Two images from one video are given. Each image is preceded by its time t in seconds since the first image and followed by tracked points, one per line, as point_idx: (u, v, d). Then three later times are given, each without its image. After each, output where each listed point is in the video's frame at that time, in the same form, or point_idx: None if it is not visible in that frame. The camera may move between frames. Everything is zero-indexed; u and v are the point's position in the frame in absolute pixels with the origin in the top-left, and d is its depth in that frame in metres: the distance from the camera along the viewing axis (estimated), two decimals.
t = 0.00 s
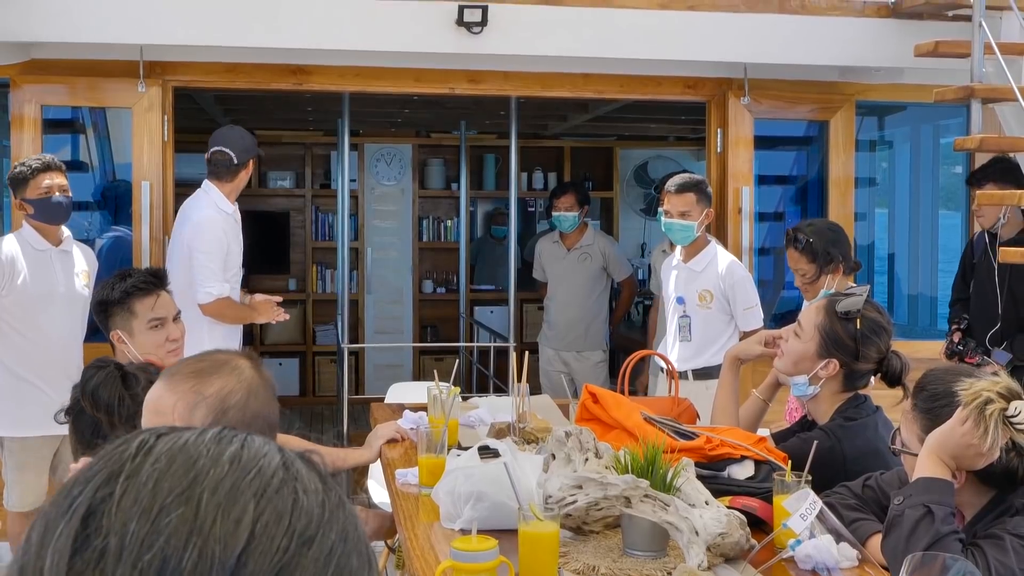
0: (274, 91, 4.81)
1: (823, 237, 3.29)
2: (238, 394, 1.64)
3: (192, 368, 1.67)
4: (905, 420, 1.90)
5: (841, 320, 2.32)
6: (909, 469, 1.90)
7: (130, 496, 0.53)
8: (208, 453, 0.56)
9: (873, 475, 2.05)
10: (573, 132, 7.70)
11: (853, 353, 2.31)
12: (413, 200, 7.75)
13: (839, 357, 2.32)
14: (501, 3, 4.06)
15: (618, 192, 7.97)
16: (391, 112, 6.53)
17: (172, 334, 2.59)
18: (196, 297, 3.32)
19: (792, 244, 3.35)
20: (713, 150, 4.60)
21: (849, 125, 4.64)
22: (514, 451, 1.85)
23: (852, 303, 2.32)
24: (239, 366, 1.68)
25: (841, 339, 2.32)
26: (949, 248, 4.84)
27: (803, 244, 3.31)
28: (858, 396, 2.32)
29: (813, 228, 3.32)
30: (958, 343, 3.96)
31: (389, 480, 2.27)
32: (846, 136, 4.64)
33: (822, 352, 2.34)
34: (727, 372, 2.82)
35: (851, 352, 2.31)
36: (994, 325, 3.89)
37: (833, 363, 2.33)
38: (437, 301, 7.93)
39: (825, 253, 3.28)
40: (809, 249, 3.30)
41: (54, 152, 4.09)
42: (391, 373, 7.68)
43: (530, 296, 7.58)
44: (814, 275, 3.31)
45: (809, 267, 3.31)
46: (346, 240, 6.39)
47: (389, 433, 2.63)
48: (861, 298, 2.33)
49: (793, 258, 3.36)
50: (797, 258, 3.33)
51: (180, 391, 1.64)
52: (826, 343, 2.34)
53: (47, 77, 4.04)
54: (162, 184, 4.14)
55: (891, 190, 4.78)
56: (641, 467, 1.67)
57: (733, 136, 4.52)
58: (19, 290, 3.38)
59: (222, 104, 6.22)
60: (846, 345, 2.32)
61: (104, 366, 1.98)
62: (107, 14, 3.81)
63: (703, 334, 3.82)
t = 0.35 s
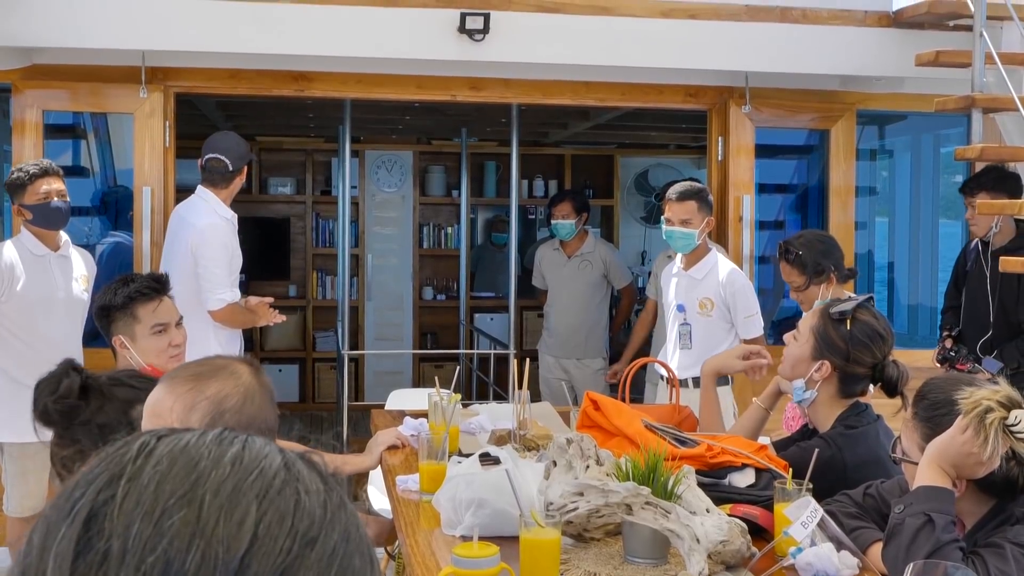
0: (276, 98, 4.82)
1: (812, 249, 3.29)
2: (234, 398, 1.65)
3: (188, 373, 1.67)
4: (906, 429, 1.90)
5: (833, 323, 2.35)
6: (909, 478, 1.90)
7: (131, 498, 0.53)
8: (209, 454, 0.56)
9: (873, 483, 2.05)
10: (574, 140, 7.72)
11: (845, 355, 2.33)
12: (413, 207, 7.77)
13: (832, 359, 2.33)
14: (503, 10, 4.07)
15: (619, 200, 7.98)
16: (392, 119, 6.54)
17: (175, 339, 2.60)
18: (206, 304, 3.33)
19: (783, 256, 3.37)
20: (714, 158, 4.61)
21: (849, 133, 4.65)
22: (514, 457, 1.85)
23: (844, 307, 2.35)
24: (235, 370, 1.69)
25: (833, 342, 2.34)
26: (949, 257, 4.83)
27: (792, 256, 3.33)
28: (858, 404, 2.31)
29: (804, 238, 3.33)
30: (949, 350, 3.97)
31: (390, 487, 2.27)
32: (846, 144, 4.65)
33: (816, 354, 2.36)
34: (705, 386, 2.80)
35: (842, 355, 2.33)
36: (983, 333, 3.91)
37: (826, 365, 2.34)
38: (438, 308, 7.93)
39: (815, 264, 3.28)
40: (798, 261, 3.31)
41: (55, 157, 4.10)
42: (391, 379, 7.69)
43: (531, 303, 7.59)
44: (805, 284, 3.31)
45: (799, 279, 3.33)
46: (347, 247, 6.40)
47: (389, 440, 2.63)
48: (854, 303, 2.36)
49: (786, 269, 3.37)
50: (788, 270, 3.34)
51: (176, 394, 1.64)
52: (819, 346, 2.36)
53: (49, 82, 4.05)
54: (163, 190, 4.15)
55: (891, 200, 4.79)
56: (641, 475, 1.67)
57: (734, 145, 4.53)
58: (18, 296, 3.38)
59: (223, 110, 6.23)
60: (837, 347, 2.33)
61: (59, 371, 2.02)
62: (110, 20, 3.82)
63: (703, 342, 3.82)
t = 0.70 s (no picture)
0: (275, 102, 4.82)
1: (803, 253, 3.30)
2: (228, 409, 1.66)
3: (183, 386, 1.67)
4: (905, 432, 1.90)
5: (827, 319, 2.37)
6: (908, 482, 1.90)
7: (138, 504, 0.53)
8: (215, 459, 0.56)
9: (874, 487, 2.05)
10: (574, 143, 7.73)
11: (838, 350, 2.33)
12: (412, 210, 7.77)
13: (825, 354, 2.35)
14: (502, 14, 4.07)
15: (618, 204, 7.99)
16: (391, 123, 6.55)
17: (176, 342, 2.59)
18: (201, 305, 3.33)
19: (776, 260, 3.38)
20: (713, 161, 4.62)
21: (849, 135, 4.65)
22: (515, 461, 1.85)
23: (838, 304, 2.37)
24: (229, 381, 1.70)
25: (826, 337, 2.36)
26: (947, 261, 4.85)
27: (785, 260, 3.34)
28: (858, 407, 2.30)
29: (795, 242, 3.33)
30: (940, 351, 3.92)
31: (390, 491, 2.27)
32: (845, 147, 4.65)
33: (812, 351, 2.38)
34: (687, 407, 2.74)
35: (835, 350, 2.34)
36: (977, 334, 3.92)
37: (819, 360, 2.36)
38: (437, 311, 7.93)
39: (806, 268, 3.28)
40: (789, 264, 3.32)
41: (54, 160, 4.10)
42: (390, 382, 7.68)
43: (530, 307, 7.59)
44: (797, 288, 3.32)
45: (792, 282, 3.33)
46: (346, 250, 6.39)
47: (389, 443, 2.63)
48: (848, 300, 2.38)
49: (779, 272, 3.39)
50: (781, 274, 3.36)
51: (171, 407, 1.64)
52: (813, 342, 2.38)
53: (48, 85, 4.05)
54: (162, 194, 4.15)
55: (890, 203, 4.80)
56: (641, 478, 1.67)
57: (734, 148, 4.54)
58: (17, 300, 3.38)
59: (222, 114, 6.24)
60: (830, 343, 2.35)
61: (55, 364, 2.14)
62: (109, 23, 3.82)
63: (702, 345, 3.82)
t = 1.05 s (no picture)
0: (274, 105, 4.82)
1: (800, 254, 3.30)
2: (229, 407, 1.66)
3: (189, 382, 1.69)
4: (903, 436, 1.90)
5: (826, 319, 2.38)
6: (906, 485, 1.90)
7: (128, 509, 0.52)
8: (200, 459, 0.55)
9: (871, 490, 2.06)
10: (571, 146, 7.74)
11: (841, 348, 2.34)
12: (410, 213, 7.77)
13: (828, 354, 2.35)
14: (500, 17, 4.08)
15: (615, 207, 7.99)
16: (389, 126, 6.55)
17: (176, 345, 2.59)
18: (195, 308, 3.34)
19: (774, 259, 3.39)
20: (711, 164, 4.62)
21: (847, 138, 4.66)
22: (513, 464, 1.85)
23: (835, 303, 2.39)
24: (234, 379, 1.70)
25: (828, 336, 2.36)
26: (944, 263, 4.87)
27: (783, 260, 3.35)
28: (856, 411, 2.30)
29: (794, 242, 3.34)
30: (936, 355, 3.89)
31: (388, 494, 2.27)
32: (843, 151, 4.66)
33: (813, 352, 2.38)
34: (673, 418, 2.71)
35: (838, 348, 2.34)
36: (974, 338, 3.92)
37: (822, 360, 2.36)
38: (434, 314, 7.92)
39: (802, 270, 3.28)
40: (787, 264, 3.33)
41: (51, 163, 4.11)
42: (387, 385, 7.69)
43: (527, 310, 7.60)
44: (794, 288, 3.32)
45: (788, 282, 3.34)
46: (343, 252, 6.39)
47: (386, 447, 2.63)
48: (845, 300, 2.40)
49: (777, 270, 3.39)
50: (778, 274, 3.36)
51: (175, 404, 1.66)
52: (814, 343, 2.38)
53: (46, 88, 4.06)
54: (160, 197, 4.15)
55: (887, 205, 4.80)
56: (639, 481, 1.67)
57: (732, 151, 4.53)
58: (13, 302, 3.38)
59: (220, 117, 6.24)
60: (832, 341, 2.35)
61: None
62: (107, 26, 3.83)
63: (699, 348, 3.83)
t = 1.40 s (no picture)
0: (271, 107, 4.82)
1: (795, 252, 3.30)
2: (219, 413, 1.64)
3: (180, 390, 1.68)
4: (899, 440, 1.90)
5: (824, 321, 2.37)
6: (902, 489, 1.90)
7: (93, 513, 0.51)
8: (158, 460, 0.54)
9: (867, 493, 2.06)
10: (569, 148, 7.75)
11: (842, 347, 2.34)
12: (408, 214, 7.77)
13: (830, 355, 2.34)
14: (498, 19, 4.08)
15: (613, 209, 8.00)
16: (387, 127, 6.54)
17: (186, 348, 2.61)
18: (190, 309, 3.33)
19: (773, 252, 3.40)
20: (708, 167, 4.63)
21: (844, 142, 4.69)
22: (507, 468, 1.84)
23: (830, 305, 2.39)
24: (224, 386, 1.69)
25: (828, 337, 2.36)
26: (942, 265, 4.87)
27: (779, 254, 3.35)
28: (852, 414, 2.31)
29: (794, 238, 3.34)
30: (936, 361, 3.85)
31: (384, 496, 2.26)
32: (840, 154, 4.68)
33: (813, 355, 2.36)
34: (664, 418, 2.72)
35: (839, 348, 2.34)
36: (973, 342, 3.91)
37: (824, 363, 2.34)
38: (432, 316, 7.91)
39: (794, 268, 3.28)
40: (782, 259, 3.34)
41: (49, 164, 4.10)
42: (385, 387, 7.68)
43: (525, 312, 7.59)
44: (784, 283, 3.33)
45: (780, 277, 3.34)
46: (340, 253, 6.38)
47: (382, 449, 2.62)
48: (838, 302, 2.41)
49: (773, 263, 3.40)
50: (773, 267, 3.37)
51: (166, 411, 1.66)
52: (814, 346, 2.36)
53: (44, 89, 4.06)
54: (157, 198, 4.14)
55: (885, 207, 4.80)
56: (635, 484, 1.66)
57: (729, 154, 4.54)
58: (9, 302, 3.37)
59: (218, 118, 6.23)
60: (833, 342, 2.35)
61: None
62: (105, 27, 3.82)
63: (697, 350, 3.83)
